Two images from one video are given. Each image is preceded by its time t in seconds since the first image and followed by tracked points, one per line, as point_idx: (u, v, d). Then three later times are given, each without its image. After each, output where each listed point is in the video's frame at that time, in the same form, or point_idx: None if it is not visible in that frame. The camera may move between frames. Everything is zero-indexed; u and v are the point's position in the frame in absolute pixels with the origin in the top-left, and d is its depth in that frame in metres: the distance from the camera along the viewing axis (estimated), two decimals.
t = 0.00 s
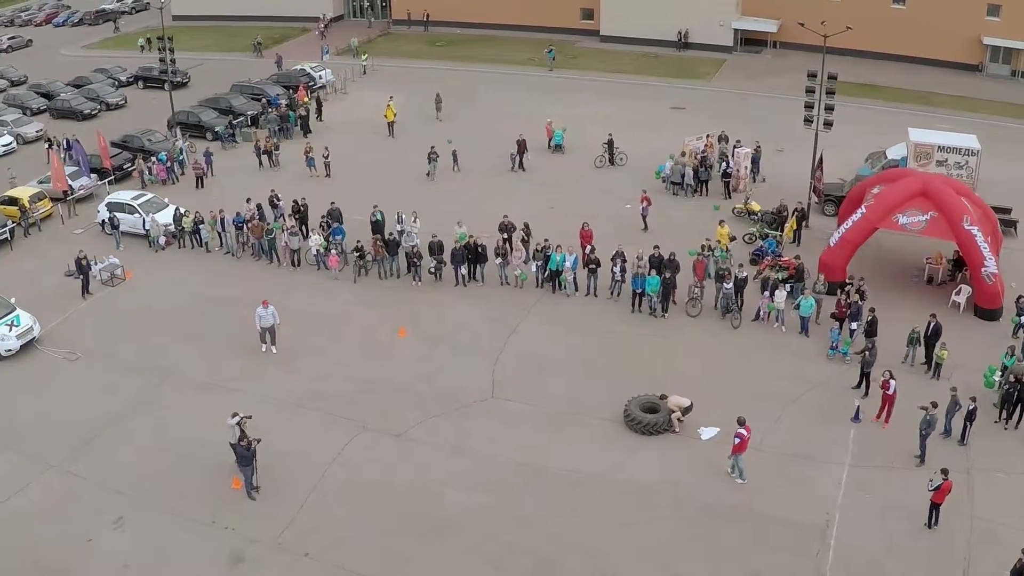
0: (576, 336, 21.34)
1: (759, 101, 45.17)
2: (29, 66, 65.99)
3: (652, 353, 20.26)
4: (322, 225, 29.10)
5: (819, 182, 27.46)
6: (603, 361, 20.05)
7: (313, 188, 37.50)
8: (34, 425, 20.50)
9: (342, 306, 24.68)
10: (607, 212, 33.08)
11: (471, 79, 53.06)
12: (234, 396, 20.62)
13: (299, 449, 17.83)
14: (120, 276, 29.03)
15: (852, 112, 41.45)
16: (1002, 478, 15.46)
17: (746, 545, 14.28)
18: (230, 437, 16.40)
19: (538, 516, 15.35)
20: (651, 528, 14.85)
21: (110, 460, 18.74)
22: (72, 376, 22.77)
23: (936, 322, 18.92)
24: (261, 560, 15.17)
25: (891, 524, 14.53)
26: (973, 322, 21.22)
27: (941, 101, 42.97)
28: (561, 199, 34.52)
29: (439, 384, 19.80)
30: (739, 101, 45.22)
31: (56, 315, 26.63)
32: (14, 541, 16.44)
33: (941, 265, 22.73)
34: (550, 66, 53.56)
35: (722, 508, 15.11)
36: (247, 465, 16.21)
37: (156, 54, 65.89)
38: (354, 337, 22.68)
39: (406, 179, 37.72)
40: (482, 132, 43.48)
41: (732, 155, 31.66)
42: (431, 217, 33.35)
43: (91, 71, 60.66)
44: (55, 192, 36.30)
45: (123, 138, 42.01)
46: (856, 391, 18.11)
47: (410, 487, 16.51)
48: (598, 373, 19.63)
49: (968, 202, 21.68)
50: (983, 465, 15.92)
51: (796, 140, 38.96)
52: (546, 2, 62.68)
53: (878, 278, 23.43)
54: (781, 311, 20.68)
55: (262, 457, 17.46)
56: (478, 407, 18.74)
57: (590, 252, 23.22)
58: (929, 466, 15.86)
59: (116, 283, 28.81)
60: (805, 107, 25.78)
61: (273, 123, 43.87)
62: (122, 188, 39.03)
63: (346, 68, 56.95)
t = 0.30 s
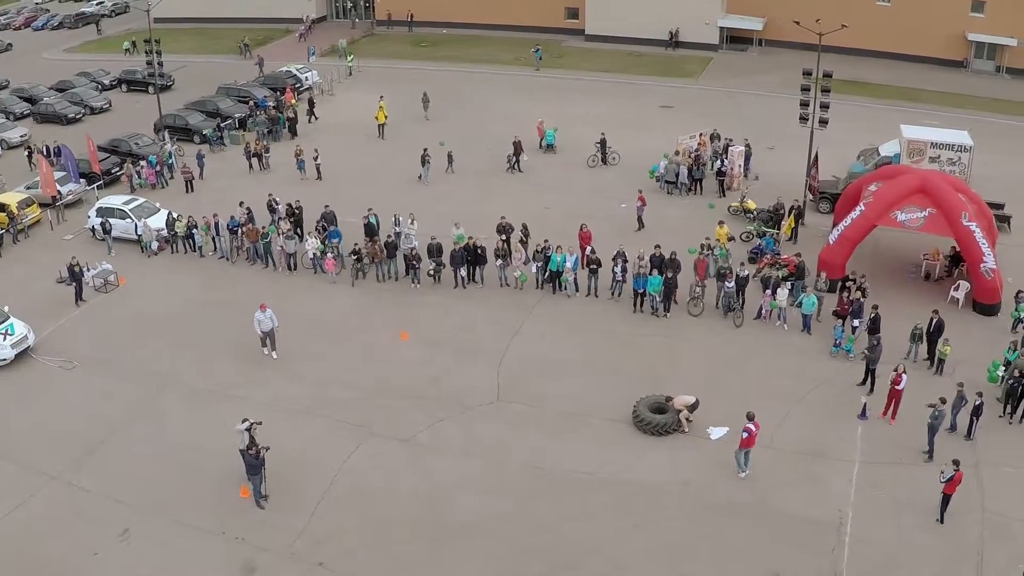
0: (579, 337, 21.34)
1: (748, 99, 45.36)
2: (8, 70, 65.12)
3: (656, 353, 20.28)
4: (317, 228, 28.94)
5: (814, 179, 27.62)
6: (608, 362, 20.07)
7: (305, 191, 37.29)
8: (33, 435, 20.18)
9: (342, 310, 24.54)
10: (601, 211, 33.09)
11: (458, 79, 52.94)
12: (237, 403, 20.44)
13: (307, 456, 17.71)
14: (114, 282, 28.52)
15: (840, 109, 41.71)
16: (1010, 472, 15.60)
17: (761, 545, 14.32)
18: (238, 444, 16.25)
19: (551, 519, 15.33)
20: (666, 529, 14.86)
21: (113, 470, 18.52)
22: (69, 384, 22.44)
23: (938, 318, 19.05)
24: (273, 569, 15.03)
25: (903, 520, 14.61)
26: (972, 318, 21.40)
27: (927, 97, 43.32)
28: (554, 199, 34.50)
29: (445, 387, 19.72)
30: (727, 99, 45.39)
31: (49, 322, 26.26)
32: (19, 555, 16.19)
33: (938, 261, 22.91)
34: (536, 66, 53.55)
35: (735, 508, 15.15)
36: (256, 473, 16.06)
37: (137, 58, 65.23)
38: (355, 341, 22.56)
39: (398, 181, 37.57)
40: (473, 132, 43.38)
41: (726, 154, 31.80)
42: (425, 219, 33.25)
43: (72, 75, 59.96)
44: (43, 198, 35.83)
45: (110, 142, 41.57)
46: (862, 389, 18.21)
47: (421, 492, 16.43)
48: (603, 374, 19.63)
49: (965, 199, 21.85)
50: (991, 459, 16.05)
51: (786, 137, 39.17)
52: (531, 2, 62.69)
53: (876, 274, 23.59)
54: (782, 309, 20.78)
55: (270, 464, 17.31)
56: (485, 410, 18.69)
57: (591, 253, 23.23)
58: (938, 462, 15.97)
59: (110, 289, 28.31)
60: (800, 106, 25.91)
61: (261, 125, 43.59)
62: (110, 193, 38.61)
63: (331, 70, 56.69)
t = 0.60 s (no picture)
0: (581, 338, 21.35)
1: (734, 97, 45.56)
2: None
3: (658, 353, 20.34)
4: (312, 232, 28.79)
5: (807, 176, 27.80)
6: (612, 363, 20.09)
7: (295, 194, 37.05)
8: (31, 445, 19.88)
9: (341, 314, 24.40)
10: (593, 210, 33.12)
11: (444, 80, 52.83)
12: (238, 410, 20.27)
13: (314, 462, 17.61)
14: (106, 288, 28.22)
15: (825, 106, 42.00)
16: (1017, 465, 15.77)
17: (777, 546, 14.35)
18: (246, 452, 16.12)
19: (564, 522, 15.32)
20: (680, 530, 14.89)
21: (116, 480, 18.30)
22: (65, 392, 22.13)
23: (939, 314, 19.20)
24: None
25: (914, 516, 14.73)
26: (969, 312, 21.62)
27: (912, 93, 43.71)
28: (546, 199, 34.50)
29: (449, 390, 19.67)
30: (714, 98, 45.56)
31: (41, 331, 25.90)
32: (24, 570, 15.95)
33: (933, 257, 23.10)
34: (521, 66, 53.52)
35: (747, 507, 15.20)
36: (265, 481, 15.92)
37: (117, 61, 64.54)
38: (357, 346, 22.44)
39: (389, 183, 37.43)
40: (461, 134, 43.28)
41: (718, 152, 31.94)
42: (417, 220, 33.12)
43: (52, 80, 59.30)
44: (30, 205, 35.37)
45: (95, 147, 41.10)
46: (866, 385, 18.35)
47: (432, 496, 16.34)
48: (607, 374, 19.66)
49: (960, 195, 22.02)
50: (997, 452, 16.20)
51: (774, 135, 39.38)
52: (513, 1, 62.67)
53: (872, 271, 23.77)
54: (783, 306, 20.89)
55: (277, 472, 17.18)
56: (490, 413, 18.66)
57: (589, 253, 23.25)
58: (944, 456, 16.13)
59: (102, 296, 28.04)
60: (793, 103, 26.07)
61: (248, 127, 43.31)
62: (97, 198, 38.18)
63: (315, 72, 56.39)
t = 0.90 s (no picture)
0: (585, 340, 21.36)
1: (722, 97, 45.74)
2: None
3: (663, 354, 20.37)
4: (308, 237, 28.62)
5: (802, 174, 27.95)
6: (618, 364, 20.11)
7: (286, 198, 36.82)
8: (31, 457, 19.60)
9: (341, 318, 24.28)
10: (587, 211, 33.14)
11: (430, 82, 52.72)
12: (243, 418, 20.11)
13: (323, 470, 17.52)
14: (100, 296, 27.89)
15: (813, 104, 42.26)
16: None
17: (793, 547, 14.42)
18: (256, 462, 15.99)
19: (580, 526, 15.33)
20: (696, 532, 14.93)
21: (121, 492, 18.09)
22: (63, 403, 21.85)
23: (942, 312, 19.34)
24: None
25: (927, 514, 14.87)
26: (968, 308, 21.83)
27: (898, 90, 44.09)
28: (539, 200, 34.49)
29: (456, 395, 19.63)
30: (702, 97, 45.72)
31: (36, 340, 25.55)
32: None
33: (930, 254, 23.29)
34: (507, 67, 53.45)
35: (761, 508, 15.26)
36: (276, 492, 15.79)
37: (98, 66, 63.84)
38: (359, 350, 22.34)
39: (380, 186, 37.29)
40: (450, 135, 43.18)
41: (712, 151, 32.04)
42: (411, 222, 33.02)
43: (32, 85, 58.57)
44: (17, 213, 34.91)
45: (82, 152, 40.63)
46: (872, 383, 18.48)
47: (445, 503, 16.30)
48: (614, 376, 19.69)
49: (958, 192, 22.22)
50: (1004, 448, 16.39)
51: (763, 134, 39.59)
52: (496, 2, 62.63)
53: (870, 268, 23.93)
54: (785, 305, 20.98)
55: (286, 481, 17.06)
56: (499, 417, 18.63)
57: (590, 254, 23.25)
58: (953, 453, 16.29)
59: (96, 304, 27.70)
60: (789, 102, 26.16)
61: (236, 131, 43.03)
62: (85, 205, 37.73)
63: (300, 74, 56.08)
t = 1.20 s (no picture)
0: (590, 342, 21.35)
1: (711, 95, 45.84)
2: None
3: (669, 355, 20.40)
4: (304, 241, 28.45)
5: (797, 172, 28.08)
6: (624, 366, 20.12)
7: (277, 202, 36.57)
8: (33, 469, 19.33)
9: (341, 323, 24.14)
10: (582, 211, 33.12)
11: (416, 83, 52.52)
12: (247, 426, 19.95)
13: (333, 478, 17.41)
14: (94, 304, 27.56)
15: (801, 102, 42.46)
16: None
17: (808, 547, 14.47)
18: (266, 473, 15.85)
19: (595, 530, 15.32)
20: (711, 533, 14.96)
21: (128, 503, 17.89)
22: (62, 414, 21.56)
23: (944, 309, 19.47)
24: None
25: (939, 511, 14.97)
26: (967, 305, 22.02)
27: (884, 87, 44.40)
28: (533, 201, 34.43)
29: (463, 399, 19.57)
30: (690, 96, 45.82)
31: (30, 350, 25.20)
32: None
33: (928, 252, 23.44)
34: (494, 67, 53.32)
35: (774, 509, 15.31)
36: (287, 502, 15.63)
37: (79, 70, 63.16)
38: (361, 356, 22.22)
39: (372, 189, 37.12)
40: (440, 137, 43.04)
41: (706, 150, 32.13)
42: (406, 225, 32.88)
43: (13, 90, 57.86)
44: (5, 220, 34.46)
45: (68, 158, 40.17)
46: (877, 381, 18.59)
47: (457, 509, 16.24)
48: (620, 378, 19.69)
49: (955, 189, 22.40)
50: (1011, 443, 16.54)
51: (753, 132, 39.74)
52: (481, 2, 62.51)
53: (869, 266, 24.07)
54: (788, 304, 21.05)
55: (297, 490, 16.93)
56: (507, 421, 18.59)
57: (591, 256, 23.23)
58: (961, 449, 16.42)
59: (89, 312, 27.35)
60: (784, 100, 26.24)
61: (225, 135, 42.71)
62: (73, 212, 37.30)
63: (285, 76, 55.73)
